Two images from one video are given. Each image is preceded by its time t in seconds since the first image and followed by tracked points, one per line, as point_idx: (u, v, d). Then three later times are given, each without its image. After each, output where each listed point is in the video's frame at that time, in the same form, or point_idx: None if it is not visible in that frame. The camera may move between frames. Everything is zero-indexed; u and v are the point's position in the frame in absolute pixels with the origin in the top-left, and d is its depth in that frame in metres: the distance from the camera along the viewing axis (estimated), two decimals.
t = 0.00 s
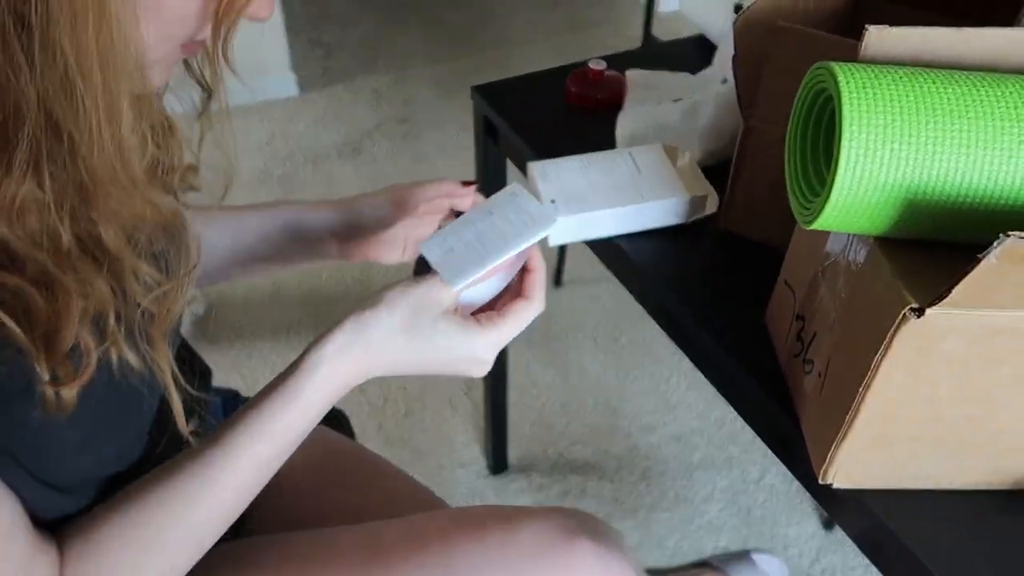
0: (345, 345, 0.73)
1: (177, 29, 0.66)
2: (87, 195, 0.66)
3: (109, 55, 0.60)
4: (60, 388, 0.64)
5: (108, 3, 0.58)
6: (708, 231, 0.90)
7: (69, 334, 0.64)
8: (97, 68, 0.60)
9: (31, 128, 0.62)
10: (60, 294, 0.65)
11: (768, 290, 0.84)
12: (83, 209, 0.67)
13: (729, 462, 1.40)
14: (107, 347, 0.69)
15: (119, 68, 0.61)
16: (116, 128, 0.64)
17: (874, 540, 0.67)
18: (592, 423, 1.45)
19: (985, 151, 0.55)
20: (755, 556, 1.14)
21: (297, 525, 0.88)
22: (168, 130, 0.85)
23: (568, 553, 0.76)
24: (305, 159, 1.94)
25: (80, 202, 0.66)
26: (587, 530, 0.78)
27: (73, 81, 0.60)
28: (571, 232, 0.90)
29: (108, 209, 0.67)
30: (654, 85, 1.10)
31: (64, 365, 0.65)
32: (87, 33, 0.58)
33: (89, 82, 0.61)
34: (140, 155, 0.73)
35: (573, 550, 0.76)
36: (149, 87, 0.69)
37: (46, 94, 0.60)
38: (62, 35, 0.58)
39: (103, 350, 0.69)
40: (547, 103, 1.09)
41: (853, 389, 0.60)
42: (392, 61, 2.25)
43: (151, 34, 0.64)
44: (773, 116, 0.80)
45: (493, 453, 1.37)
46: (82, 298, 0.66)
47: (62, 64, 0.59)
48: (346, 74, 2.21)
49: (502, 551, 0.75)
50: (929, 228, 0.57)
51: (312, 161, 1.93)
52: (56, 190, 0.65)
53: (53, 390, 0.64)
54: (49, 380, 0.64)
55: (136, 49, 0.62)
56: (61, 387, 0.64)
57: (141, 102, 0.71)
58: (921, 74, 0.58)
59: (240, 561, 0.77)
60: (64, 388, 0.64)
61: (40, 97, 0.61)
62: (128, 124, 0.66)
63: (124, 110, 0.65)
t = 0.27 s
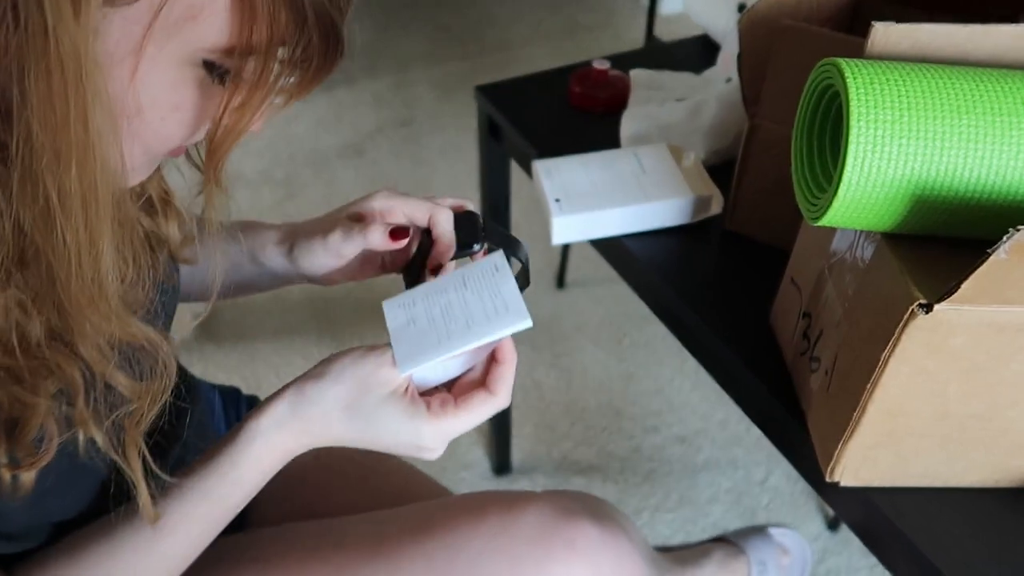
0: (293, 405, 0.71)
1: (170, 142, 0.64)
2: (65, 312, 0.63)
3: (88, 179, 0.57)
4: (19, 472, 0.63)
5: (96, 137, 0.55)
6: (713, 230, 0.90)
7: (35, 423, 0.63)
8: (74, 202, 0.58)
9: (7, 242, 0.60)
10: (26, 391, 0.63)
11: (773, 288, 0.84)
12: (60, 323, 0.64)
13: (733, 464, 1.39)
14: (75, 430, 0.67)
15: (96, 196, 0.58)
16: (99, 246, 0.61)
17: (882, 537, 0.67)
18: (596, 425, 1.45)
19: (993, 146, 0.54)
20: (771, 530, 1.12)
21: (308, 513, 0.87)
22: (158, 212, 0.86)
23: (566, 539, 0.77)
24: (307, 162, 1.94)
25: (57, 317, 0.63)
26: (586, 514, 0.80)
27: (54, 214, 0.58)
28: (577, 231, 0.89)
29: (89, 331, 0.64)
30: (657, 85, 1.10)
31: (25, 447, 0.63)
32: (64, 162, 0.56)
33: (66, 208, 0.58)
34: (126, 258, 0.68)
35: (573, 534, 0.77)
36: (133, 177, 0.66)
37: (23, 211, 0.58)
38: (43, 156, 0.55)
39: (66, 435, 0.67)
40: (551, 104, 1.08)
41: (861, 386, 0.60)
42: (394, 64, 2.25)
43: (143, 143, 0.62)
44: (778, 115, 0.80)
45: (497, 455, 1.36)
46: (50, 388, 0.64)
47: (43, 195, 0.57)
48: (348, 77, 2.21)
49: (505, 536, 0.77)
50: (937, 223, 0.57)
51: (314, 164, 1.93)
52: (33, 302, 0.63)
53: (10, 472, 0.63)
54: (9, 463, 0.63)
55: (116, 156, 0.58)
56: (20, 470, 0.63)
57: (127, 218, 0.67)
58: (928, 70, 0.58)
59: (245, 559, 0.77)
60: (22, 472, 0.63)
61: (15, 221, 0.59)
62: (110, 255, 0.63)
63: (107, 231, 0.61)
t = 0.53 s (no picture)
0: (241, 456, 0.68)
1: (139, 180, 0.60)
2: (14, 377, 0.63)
3: (29, 230, 0.55)
4: None
5: (33, 195, 0.54)
6: (723, 224, 0.90)
7: None
8: (14, 259, 0.57)
9: None
10: None
11: (783, 282, 0.83)
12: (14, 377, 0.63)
13: (738, 460, 1.39)
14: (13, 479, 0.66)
15: (39, 251, 0.57)
16: (43, 301, 0.60)
17: (893, 531, 0.66)
18: (601, 421, 1.44)
19: (1010, 136, 0.54)
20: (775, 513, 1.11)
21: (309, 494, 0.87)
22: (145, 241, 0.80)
23: (573, 517, 0.78)
24: (312, 158, 1.94)
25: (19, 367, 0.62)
26: (591, 494, 0.81)
27: None
28: (587, 225, 0.89)
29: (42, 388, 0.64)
30: (666, 80, 1.09)
31: None
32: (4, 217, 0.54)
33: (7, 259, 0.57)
34: (78, 318, 0.67)
35: (580, 512, 0.79)
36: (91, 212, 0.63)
37: None
38: None
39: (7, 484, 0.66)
40: (559, 98, 1.08)
41: (874, 378, 0.59)
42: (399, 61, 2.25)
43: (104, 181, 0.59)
44: (789, 108, 0.79)
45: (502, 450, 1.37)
46: None
47: None
48: (353, 74, 2.20)
49: (516, 518, 0.78)
50: (952, 214, 0.56)
51: (319, 160, 1.93)
52: None
53: None
54: None
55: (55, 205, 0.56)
56: None
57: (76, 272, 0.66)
58: (945, 61, 0.57)
59: (253, 552, 0.77)
60: None
61: None
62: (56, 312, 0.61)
63: (53, 287, 0.60)
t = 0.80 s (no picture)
0: (229, 463, 0.68)
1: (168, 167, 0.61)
2: (45, 361, 0.61)
3: (68, 218, 0.54)
4: None
5: (73, 181, 0.52)
6: (735, 210, 0.90)
7: None
8: (52, 245, 0.54)
9: None
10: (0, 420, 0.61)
11: (795, 268, 0.83)
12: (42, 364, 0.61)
13: (744, 448, 1.39)
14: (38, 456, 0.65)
15: (75, 240, 0.55)
16: (79, 286, 0.58)
17: (906, 516, 0.66)
18: (607, 409, 1.44)
19: None
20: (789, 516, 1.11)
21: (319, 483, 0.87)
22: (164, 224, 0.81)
23: (584, 508, 0.78)
24: (317, 145, 1.93)
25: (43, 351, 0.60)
26: (602, 488, 0.81)
27: (31, 255, 0.54)
28: (598, 211, 0.89)
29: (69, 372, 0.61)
30: (677, 65, 1.08)
31: None
32: (41, 206, 0.53)
33: (44, 251, 0.55)
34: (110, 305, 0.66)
35: (591, 505, 0.79)
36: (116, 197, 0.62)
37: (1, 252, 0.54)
38: (19, 199, 0.52)
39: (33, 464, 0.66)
40: (569, 83, 1.07)
41: (890, 364, 0.59)
42: (405, 49, 2.24)
43: (135, 170, 0.59)
44: (804, 93, 0.79)
45: (508, 437, 1.37)
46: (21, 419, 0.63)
47: (19, 232, 0.53)
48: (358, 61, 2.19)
49: (525, 511, 0.78)
50: (972, 198, 0.56)
51: (325, 147, 1.93)
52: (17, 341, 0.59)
53: None
54: None
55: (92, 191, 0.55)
56: None
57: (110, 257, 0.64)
58: (966, 43, 0.57)
59: (265, 538, 0.77)
60: None
61: None
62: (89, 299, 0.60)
63: (87, 275, 0.58)
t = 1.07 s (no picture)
0: (257, 479, 0.67)
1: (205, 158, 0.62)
2: (95, 347, 0.62)
3: (124, 211, 0.53)
4: (25, 475, 0.63)
5: (133, 179, 0.52)
6: (745, 204, 0.89)
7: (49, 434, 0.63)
8: (108, 237, 0.54)
9: (33, 263, 0.56)
10: (46, 394, 0.63)
11: (805, 263, 0.83)
12: (92, 345, 0.62)
13: (749, 443, 1.39)
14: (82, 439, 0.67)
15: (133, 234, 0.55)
16: (133, 278, 0.57)
17: (914, 511, 0.66)
18: (611, 402, 1.45)
19: None
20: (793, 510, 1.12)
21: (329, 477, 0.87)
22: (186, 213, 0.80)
23: (590, 501, 0.78)
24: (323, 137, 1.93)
25: (88, 334, 0.61)
26: (611, 478, 0.81)
27: (87, 247, 0.55)
28: (608, 204, 0.89)
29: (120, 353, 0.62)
30: (686, 59, 1.08)
31: (34, 449, 0.63)
32: (99, 199, 0.52)
33: (101, 242, 0.54)
34: (157, 292, 0.66)
35: (599, 497, 0.79)
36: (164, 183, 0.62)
37: (59, 244, 0.55)
38: (78, 193, 0.52)
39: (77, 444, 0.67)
40: (578, 76, 1.07)
41: (902, 360, 0.59)
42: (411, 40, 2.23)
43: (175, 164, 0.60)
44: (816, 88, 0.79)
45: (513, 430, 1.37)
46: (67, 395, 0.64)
47: (78, 225, 0.54)
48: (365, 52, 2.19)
49: (535, 502, 0.78)
50: (986, 194, 0.56)
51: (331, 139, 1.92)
52: (64, 322, 0.60)
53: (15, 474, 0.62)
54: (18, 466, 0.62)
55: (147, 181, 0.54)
56: (26, 472, 0.63)
57: (161, 244, 0.64)
58: (983, 39, 0.57)
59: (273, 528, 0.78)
60: (29, 474, 0.63)
61: (47, 251, 0.56)
62: (144, 290, 0.59)
63: (142, 266, 0.58)
